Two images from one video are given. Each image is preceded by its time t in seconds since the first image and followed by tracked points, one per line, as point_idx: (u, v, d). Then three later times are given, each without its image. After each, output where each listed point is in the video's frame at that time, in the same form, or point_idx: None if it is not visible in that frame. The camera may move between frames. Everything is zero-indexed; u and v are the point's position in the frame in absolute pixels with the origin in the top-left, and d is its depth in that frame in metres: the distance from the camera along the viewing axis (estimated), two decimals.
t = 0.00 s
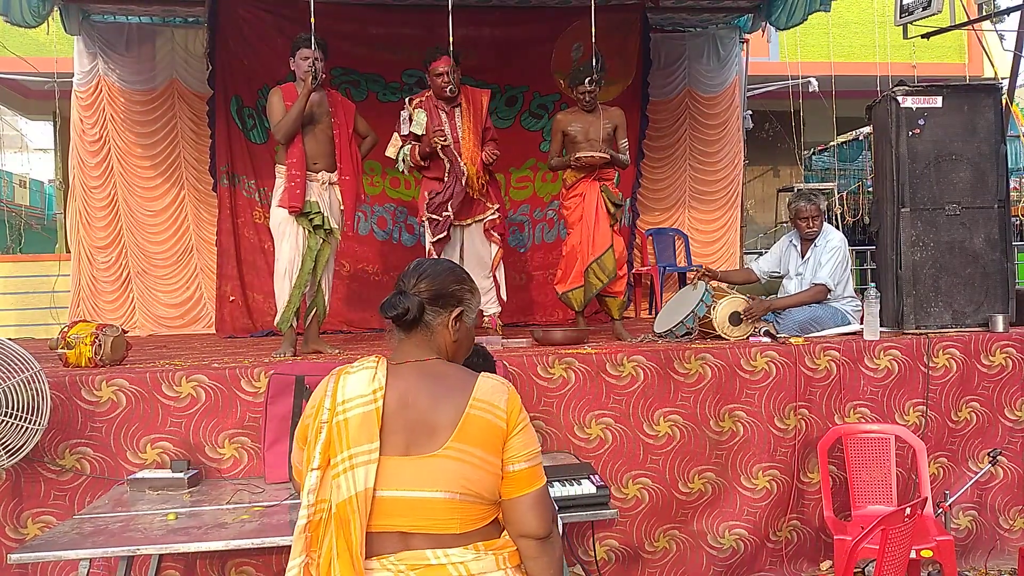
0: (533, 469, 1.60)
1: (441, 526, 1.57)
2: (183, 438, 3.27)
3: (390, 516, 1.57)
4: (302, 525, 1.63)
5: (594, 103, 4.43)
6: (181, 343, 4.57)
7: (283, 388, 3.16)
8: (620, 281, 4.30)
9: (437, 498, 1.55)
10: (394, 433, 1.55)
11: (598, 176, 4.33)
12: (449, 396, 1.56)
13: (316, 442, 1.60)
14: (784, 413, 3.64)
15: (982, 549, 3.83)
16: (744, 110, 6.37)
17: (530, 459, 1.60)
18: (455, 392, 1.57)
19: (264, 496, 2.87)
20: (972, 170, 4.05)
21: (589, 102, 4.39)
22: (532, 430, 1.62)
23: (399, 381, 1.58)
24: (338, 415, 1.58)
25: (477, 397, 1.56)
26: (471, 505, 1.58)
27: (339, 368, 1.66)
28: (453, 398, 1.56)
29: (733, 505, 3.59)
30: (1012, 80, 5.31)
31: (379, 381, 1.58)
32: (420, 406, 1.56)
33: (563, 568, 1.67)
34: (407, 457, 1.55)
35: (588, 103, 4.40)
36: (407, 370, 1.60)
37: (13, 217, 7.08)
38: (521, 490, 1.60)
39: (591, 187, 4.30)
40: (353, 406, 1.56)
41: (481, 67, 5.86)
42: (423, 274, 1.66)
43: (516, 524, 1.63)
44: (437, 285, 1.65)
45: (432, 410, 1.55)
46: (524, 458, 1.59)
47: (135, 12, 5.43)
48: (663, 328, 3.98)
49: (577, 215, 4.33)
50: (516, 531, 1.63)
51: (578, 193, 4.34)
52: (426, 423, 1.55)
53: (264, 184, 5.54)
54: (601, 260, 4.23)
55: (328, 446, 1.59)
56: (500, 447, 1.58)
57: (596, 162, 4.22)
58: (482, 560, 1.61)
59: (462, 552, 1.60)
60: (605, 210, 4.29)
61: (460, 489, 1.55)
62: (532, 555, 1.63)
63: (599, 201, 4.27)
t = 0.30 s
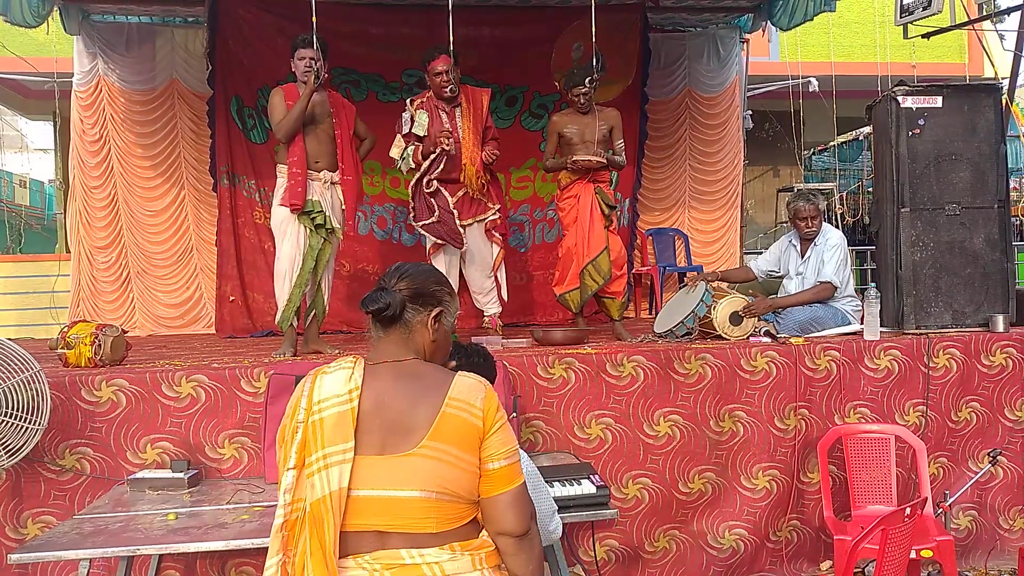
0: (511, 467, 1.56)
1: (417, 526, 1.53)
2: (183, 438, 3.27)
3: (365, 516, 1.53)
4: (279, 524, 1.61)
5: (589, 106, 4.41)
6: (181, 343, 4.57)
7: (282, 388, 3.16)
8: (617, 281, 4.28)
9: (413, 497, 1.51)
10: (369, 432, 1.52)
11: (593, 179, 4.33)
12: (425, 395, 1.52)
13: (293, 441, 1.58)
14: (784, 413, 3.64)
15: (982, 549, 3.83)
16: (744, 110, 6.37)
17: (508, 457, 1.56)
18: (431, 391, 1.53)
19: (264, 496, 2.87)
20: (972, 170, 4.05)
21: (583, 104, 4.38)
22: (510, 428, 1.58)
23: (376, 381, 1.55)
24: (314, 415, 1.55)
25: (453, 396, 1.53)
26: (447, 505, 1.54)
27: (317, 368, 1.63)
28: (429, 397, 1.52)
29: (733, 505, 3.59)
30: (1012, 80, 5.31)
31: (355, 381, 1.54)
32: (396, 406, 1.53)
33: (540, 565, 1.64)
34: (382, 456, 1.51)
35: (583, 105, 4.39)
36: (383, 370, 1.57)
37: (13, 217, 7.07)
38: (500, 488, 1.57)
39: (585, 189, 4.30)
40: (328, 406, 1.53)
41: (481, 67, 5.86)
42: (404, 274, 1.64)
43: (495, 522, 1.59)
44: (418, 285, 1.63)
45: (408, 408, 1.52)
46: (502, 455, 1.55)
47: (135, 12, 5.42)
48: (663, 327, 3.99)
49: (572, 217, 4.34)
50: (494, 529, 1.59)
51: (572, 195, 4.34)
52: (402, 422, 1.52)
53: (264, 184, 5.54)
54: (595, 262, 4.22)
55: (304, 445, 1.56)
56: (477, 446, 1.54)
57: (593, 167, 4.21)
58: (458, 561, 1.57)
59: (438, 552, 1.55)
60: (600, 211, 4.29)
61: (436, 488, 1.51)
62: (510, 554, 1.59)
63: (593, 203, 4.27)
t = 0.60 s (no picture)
0: (491, 463, 1.52)
1: (398, 525, 1.49)
2: (184, 438, 3.28)
3: (346, 518, 1.49)
4: (261, 526, 1.57)
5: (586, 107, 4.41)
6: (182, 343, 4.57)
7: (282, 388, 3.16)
8: (612, 280, 4.30)
9: (395, 497, 1.47)
10: (349, 434, 1.48)
11: (589, 180, 4.33)
12: (405, 395, 1.48)
13: (273, 445, 1.53)
14: (784, 413, 3.64)
15: (982, 548, 3.84)
16: (744, 110, 6.37)
17: (488, 454, 1.52)
18: (411, 391, 1.48)
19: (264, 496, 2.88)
20: (972, 170, 4.06)
21: (580, 106, 4.37)
22: (490, 424, 1.54)
23: (354, 382, 1.50)
24: (293, 418, 1.50)
25: (432, 395, 1.48)
26: (429, 505, 1.50)
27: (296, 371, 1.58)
28: (409, 397, 1.48)
29: (733, 504, 3.59)
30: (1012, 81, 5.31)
31: (334, 383, 1.50)
32: (376, 407, 1.48)
33: (524, 563, 1.61)
34: (362, 458, 1.47)
35: (580, 108, 4.38)
36: (362, 372, 1.52)
37: (13, 217, 7.10)
38: (480, 486, 1.52)
39: (580, 190, 4.30)
40: (307, 409, 1.48)
41: (481, 67, 5.86)
42: (385, 274, 1.60)
43: (475, 519, 1.55)
44: (398, 285, 1.59)
45: (387, 409, 1.47)
46: (482, 453, 1.51)
47: (135, 13, 5.43)
48: (662, 327, 3.99)
49: (567, 218, 4.33)
50: (476, 528, 1.55)
51: (567, 196, 4.33)
52: (381, 423, 1.47)
53: (264, 184, 5.55)
54: (587, 263, 4.23)
55: (284, 449, 1.52)
56: (457, 444, 1.49)
57: (591, 169, 4.24)
58: (439, 561, 1.52)
59: (417, 552, 1.51)
60: (594, 212, 4.29)
61: (418, 488, 1.47)
62: (493, 551, 1.55)
63: (587, 204, 4.27)
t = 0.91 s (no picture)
0: (479, 463, 1.50)
1: (386, 526, 1.48)
2: (183, 438, 3.27)
3: (333, 520, 1.48)
4: (250, 530, 1.55)
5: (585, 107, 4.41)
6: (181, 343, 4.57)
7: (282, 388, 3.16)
8: (614, 280, 4.30)
9: (383, 498, 1.46)
10: (335, 436, 1.47)
11: (589, 180, 4.32)
12: (390, 395, 1.47)
13: (259, 449, 1.52)
14: (784, 413, 3.64)
15: (982, 549, 3.84)
16: (743, 110, 6.37)
17: (475, 453, 1.51)
18: (396, 391, 1.47)
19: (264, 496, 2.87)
20: (972, 170, 4.05)
21: (579, 106, 4.36)
22: (477, 423, 1.53)
23: (340, 384, 1.49)
24: (279, 422, 1.49)
25: (418, 395, 1.47)
26: (416, 506, 1.49)
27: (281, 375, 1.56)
28: (395, 397, 1.47)
29: (733, 505, 3.59)
30: (1013, 81, 5.30)
31: (320, 386, 1.48)
32: (362, 409, 1.47)
33: (513, 561, 1.60)
34: (349, 460, 1.46)
35: (580, 108, 4.38)
36: (348, 373, 1.51)
37: (13, 217, 7.09)
38: (468, 486, 1.51)
39: (581, 190, 4.29)
40: (293, 413, 1.47)
41: (481, 67, 5.86)
42: (370, 275, 1.59)
43: (464, 519, 1.54)
44: (384, 286, 1.57)
45: (374, 411, 1.46)
46: (469, 452, 1.50)
47: (135, 12, 5.42)
48: (663, 328, 3.99)
49: (568, 218, 4.32)
50: (465, 528, 1.54)
51: (569, 196, 4.32)
52: (367, 424, 1.46)
53: (264, 184, 5.54)
54: (591, 263, 4.22)
55: (271, 453, 1.50)
56: (443, 444, 1.48)
57: (591, 169, 4.22)
58: (427, 563, 1.51)
59: (405, 553, 1.50)
60: (596, 212, 4.29)
61: (405, 489, 1.46)
62: (482, 551, 1.55)
63: (589, 204, 4.27)
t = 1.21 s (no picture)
0: (472, 464, 1.51)
1: (379, 529, 1.48)
2: (183, 438, 3.28)
3: (326, 523, 1.48)
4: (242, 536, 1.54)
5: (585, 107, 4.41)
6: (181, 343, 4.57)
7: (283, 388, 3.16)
8: (614, 280, 4.30)
9: (376, 501, 1.46)
10: (326, 441, 1.46)
11: (589, 180, 4.33)
12: (381, 398, 1.47)
13: (250, 455, 1.51)
14: (784, 413, 3.64)
15: (982, 549, 3.84)
16: (743, 110, 6.37)
17: (469, 454, 1.51)
18: (387, 393, 1.47)
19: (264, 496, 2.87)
20: (972, 170, 4.05)
21: (580, 106, 4.37)
22: (470, 424, 1.53)
23: (330, 387, 1.49)
24: (270, 427, 1.48)
25: (408, 397, 1.47)
26: (409, 507, 1.49)
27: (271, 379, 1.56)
28: (385, 400, 1.47)
29: (733, 505, 3.59)
30: (1013, 81, 5.30)
31: (310, 390, 1.48)
32: (353, 412, 1.46)
33: (507, 561, 1.60)
34: (340, 463, 1.46)
35: (580, 108, 4.38)
36: (337, 375, 1.50)
37: (13, 218, 7.09)
38: (462, 486, 1.51)
39: (581, 190, 4.29)
40: (283, 418, 1.47)
41: (481, 67, 5.86)
42: (359, 276, 1.58)
43: (458, 520, 1.54)
44: (373, 287, 1.57)
45: (364, 412, 1.46)
46: (462, 453, 1.50)
47: (135, 12, 5.42)
48: (662, 328, 3.99)
49: (568, 218, 4.32)
50: (459, 528, 1.54)
51: (569, 197, 4.32)
52: (358, 427, 1.46)
53: (264, 184, 5.54)
54: (593, 262, 4.22)
55: (262, 458, 1.49)
56: (436, 446, 1.48)
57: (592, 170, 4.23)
58: (420, 565, 1.51)
59: (398, 556, 1.50)
60: (597, 211, 4.30)
61: (398, 491, 1.46)
62: (477, 551, 1.55)
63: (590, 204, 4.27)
